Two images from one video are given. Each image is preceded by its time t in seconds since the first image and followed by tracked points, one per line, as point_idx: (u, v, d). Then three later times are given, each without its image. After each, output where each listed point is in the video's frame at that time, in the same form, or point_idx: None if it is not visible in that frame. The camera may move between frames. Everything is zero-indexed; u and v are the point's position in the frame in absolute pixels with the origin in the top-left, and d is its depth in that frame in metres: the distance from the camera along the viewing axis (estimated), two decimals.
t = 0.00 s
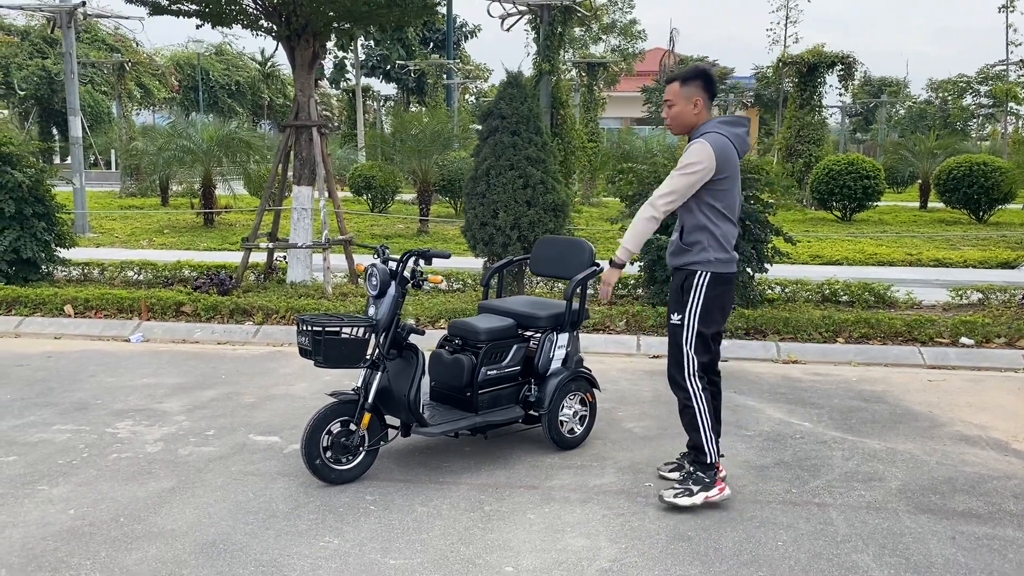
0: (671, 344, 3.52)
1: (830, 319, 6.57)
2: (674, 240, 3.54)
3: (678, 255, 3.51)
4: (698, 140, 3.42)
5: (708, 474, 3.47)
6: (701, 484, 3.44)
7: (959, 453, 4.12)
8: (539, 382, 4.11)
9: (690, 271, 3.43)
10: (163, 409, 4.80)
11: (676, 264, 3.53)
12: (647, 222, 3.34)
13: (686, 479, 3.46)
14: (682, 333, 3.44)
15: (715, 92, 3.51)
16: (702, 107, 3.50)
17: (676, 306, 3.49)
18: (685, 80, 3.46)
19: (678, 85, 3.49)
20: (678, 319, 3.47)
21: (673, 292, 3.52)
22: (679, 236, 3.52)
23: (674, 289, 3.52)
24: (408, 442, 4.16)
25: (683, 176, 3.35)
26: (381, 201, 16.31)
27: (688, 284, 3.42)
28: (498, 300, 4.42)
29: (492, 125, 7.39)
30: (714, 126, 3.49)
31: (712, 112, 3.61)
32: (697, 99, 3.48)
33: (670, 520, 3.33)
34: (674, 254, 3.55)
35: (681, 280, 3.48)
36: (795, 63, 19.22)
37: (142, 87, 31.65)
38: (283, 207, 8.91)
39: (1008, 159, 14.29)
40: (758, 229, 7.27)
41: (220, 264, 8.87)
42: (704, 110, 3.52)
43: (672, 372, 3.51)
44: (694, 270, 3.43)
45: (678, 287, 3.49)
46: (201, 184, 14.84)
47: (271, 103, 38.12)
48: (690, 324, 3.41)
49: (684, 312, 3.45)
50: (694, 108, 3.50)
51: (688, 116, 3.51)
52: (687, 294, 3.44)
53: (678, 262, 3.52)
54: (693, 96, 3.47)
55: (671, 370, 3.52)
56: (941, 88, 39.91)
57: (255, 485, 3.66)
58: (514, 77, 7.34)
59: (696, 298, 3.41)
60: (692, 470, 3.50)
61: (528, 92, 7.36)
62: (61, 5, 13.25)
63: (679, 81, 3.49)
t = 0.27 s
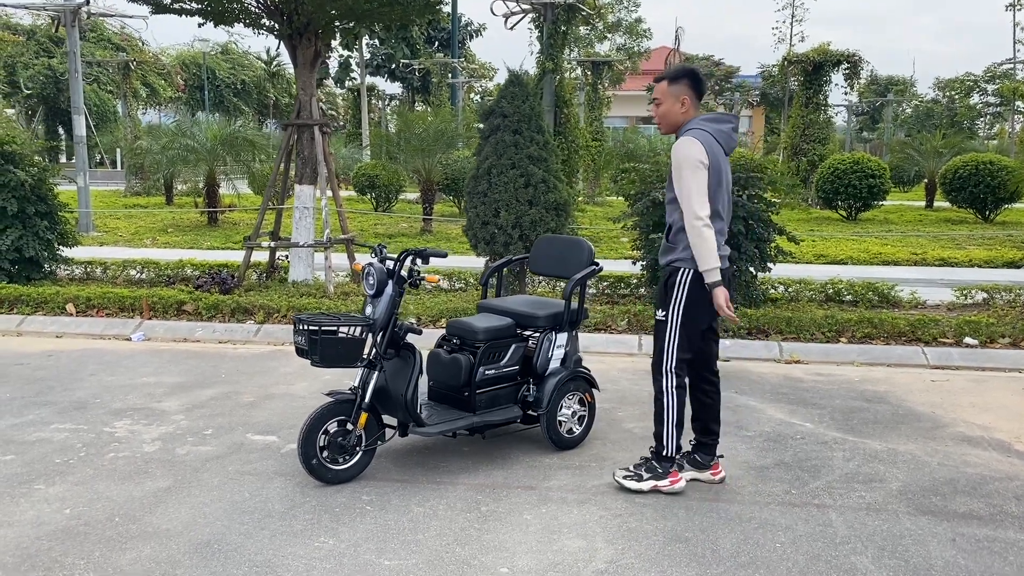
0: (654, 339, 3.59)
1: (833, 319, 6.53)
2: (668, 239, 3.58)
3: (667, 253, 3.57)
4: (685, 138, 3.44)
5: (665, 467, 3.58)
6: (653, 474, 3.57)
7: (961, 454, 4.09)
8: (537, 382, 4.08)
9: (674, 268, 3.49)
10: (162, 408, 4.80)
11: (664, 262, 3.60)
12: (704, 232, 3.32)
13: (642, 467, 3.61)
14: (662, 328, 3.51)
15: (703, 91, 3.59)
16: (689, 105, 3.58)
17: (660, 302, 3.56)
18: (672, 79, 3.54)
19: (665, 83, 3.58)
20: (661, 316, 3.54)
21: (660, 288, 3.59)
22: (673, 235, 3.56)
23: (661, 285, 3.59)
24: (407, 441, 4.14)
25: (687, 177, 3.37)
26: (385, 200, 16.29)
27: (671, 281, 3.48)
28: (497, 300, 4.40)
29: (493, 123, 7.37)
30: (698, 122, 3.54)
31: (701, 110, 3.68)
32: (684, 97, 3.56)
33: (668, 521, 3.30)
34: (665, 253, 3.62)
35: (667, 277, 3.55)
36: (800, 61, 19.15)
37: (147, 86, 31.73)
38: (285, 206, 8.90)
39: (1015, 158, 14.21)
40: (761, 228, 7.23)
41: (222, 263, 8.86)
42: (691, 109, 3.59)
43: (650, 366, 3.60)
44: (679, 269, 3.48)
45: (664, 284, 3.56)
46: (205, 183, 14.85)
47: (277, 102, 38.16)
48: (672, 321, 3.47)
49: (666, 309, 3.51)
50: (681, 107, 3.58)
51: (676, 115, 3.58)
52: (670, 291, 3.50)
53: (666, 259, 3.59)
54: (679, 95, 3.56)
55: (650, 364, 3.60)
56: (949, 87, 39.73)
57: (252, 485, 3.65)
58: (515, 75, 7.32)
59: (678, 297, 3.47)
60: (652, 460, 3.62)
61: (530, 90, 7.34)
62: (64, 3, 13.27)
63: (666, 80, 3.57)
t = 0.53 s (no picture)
0: (649, 344, 3.52)
1: (838, 318, 6.48)
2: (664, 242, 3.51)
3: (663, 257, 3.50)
4: (690, 139, 3.40)
5: (641, 467, 3.54)
6: (634, 474, 3.52)
7: (968, 456, 4.04)
8: (539, 383, 4.05)
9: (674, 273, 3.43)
10: (162, 407, 4.78)
11: (659, 266, 3.52)
12: (717, 236, 3.27)
13: (620, 467, 3.54)
14: (663, 334, 3.45)
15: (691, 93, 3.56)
16: (678, 106, 3.55)
17: (656, 308, 3.48)
18: (662, 78, 3.50)
19: (655, 82, 3.53)
20: (660, 322, 3.46)
21: (655, 293, 3.51)
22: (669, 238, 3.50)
23: (657, 290, 3.51)
24: (407, 442, 4.10)
25: (695, 178, 3.33)
26: (389, 198, 16.27)
27: (672, 286, 3.42)
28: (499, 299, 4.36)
29: (496, 122, 7.33)
30: (695, 123, 3.51)
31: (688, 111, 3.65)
32: (673, 98, 3.54)
33: (670, 523, 3.26)
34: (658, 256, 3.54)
35: (665, 282, 3.47)
36: (806, 59, 19.08)
37: (152, 84, 31.79)
38: (288, 205, 8.88)
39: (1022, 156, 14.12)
40: (766, 227, 7.17)
41: (225, 262, 8.85)
42: (679, 110, 3.56)
43: (645, 373, 3.52)
44: (679, 274, 3.43)
45: (661, 289, 3.47)
46: (209, 181, 14.85)
47: (281, 101, 38.19)
48: (672, 328, 3.42)
49: (666, 315, 3.45)
50: (669, 107, 3.55)
51: (664, 115, 3.55)
52: (669, 296, 3.44)
53: (661, 263, 3.51)
54: (668, 95, 3.52)
55: (644, 370, 3.52)
56: (955, 84, 39.57)
57: (250, 487, 3.62)
58: (518, 73, 7.29)
59: (680, 303, 3.42)
60: (630, 460, 3.56)
61: (534, 88, 7.31)
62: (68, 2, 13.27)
63: (656, 79, 3.53)
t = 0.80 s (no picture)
0: (647, 351, 3.44)
1: (846, 318, 6.41)
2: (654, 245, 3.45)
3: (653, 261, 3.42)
4: (699, 144, 3.35)
5: (647, 473, 3.48)
6: (642, 480, 3.45)
7: (982, 459, 3.97)
8: (545, 384, 3.99)
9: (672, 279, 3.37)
10: (164, 408, 4.73)
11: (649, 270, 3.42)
12: (688, 246, 3.25)
13: (627, 475, 3.46)
14: (663, 342, 3.39)
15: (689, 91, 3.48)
16: (676, 103, 3.46)
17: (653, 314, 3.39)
18: (661, 74, 3.40)
19: (653, 77, 3.42)
20: (659, 328, 3.39)
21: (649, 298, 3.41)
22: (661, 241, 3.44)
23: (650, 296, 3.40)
24: (412, 445, 4.05)
25: (701, 186, 3.30)
26: (393, 197, 16.22)
27: (672, 292, 3.36)
28: (504, 300, 4.30)
29: (501, 120, 7.26)
30: (700, 126, 3.46)
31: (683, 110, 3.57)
32: (672, 95, 3.44)
33: (680, 528, 3.20)
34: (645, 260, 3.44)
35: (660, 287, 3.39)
36: (811, 57, 19.00)
37: (156, 82, 31.78)
38: (291, 203, 8.83)
39: None
40: (773, 226, 7.10)
41: (228, 261, 8.80)
42: (677, 107, 3.47)
43: (646, 380, 3.45)
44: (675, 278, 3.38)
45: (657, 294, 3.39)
46: (212, 179, 14.81)
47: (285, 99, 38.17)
48: (673, 333, 3.38)
49: (665, 320, 3.38)
50: (668, 104, 3.45)
51: (662, 112, 3.45)
52: (667, 301, 3.38)
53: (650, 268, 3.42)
54: (668, 91, 3.42)
55: (645, 377, 3.45)
56: (961, 82, 39.42)
57: (253, 490, 3.56)
58: (523, 71, 7.23)
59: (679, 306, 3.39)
60: (634, 467, 3.48)
61: (539, 86, 7.25)
62: None
63: (654, 74, 3.42)
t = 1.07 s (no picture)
0: (651, 357, 3.36)
1: (857, 318, 6.32)
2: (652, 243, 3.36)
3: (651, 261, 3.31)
4: (702, 141, 3.28)
5: (660, 476, 3.40)
6: (654, 487, 3.37)
7: (1001, 464, 3.88)
8: (555, 387, 3.91)
9: (674, 281, 3.29)
10: (166, 411, 4.65)
11: (649, 273, 3.29)
12: (680, 241, 3.18)
13: (639, 482, 3.38)
14: (669, 346, 3.33)
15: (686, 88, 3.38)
16: (674, 99, 3.35)
17: (657, 318, 3.30)
18: (657, 71, 3.30)
19: (648, 75, 3.32)
20: (663, 332, 3.31)
21: (649, 303, 3.30)
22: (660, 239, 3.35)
23: (650, 300, 3.30)
24: (419, 449, 3.97)
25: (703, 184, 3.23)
26: (396, 195, 16.14)
27: (676, 294, 3.28)
28: (513, 300, 4.21)
29: (507, 117, 7.18)
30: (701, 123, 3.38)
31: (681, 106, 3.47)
32: (668, 92, 3.33)
33: (694, 536, 3.12)
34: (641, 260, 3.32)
35: (661, 291, 3.29)
36: (816, 54, 18.89)
37: (158, 80, 31.73)
38: (295, 202, 8.75)
39: None
40: (782, 225, 7.01)
41: (231, 260, 8.73)
42: (674, 105, 3.37)
43: (654, 385, 3.39)
44: (676, 279, 3.30)
45: (659, 298, 3.29)
46: (215, 177, 14.73)
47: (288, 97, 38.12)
48: (677, 337, 3.32)
49: (669, 323, 3.31)
50: (666, 101, 3.34)
51: (661, 110, 3.35)
52: (669, 304, 3.30)
53: (649, 269, 3.30)
54: (664, 88, 3.32)
55: (653, 382, 3.39)
56: (966, 79, 39.25)
57: (257, 495, 3.49)
58: (530, 68, 7.15)
59: (680, 307, 3.33)
60: (646, 473, 3.41)
61: (545, 83, 7.17)
62: None
63: (649, 72, 3.32)
